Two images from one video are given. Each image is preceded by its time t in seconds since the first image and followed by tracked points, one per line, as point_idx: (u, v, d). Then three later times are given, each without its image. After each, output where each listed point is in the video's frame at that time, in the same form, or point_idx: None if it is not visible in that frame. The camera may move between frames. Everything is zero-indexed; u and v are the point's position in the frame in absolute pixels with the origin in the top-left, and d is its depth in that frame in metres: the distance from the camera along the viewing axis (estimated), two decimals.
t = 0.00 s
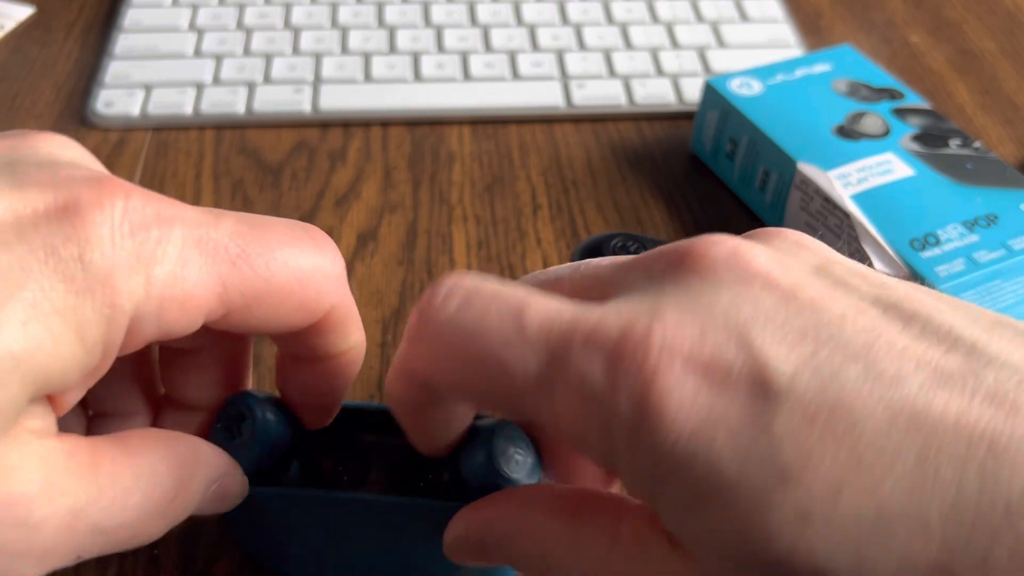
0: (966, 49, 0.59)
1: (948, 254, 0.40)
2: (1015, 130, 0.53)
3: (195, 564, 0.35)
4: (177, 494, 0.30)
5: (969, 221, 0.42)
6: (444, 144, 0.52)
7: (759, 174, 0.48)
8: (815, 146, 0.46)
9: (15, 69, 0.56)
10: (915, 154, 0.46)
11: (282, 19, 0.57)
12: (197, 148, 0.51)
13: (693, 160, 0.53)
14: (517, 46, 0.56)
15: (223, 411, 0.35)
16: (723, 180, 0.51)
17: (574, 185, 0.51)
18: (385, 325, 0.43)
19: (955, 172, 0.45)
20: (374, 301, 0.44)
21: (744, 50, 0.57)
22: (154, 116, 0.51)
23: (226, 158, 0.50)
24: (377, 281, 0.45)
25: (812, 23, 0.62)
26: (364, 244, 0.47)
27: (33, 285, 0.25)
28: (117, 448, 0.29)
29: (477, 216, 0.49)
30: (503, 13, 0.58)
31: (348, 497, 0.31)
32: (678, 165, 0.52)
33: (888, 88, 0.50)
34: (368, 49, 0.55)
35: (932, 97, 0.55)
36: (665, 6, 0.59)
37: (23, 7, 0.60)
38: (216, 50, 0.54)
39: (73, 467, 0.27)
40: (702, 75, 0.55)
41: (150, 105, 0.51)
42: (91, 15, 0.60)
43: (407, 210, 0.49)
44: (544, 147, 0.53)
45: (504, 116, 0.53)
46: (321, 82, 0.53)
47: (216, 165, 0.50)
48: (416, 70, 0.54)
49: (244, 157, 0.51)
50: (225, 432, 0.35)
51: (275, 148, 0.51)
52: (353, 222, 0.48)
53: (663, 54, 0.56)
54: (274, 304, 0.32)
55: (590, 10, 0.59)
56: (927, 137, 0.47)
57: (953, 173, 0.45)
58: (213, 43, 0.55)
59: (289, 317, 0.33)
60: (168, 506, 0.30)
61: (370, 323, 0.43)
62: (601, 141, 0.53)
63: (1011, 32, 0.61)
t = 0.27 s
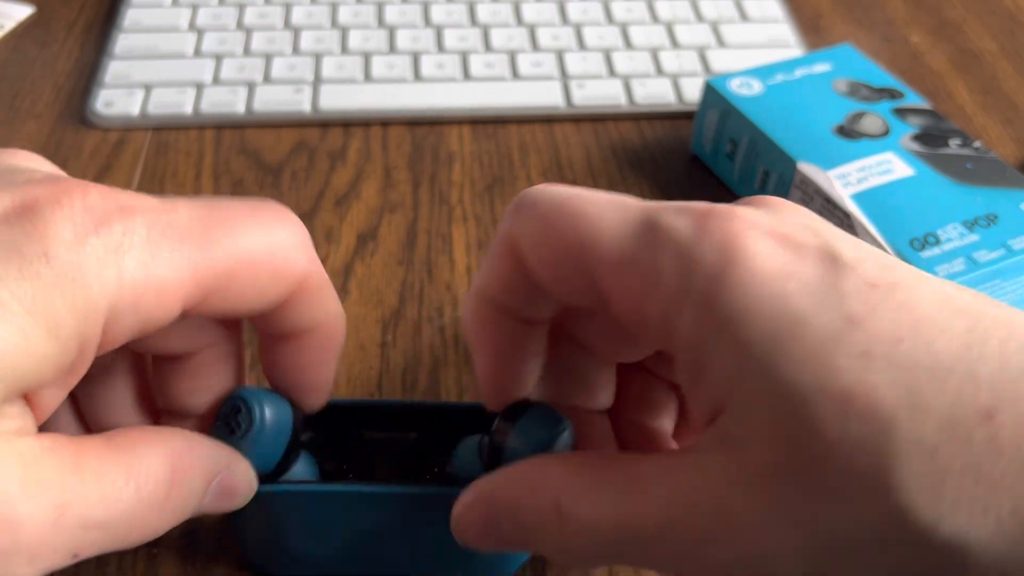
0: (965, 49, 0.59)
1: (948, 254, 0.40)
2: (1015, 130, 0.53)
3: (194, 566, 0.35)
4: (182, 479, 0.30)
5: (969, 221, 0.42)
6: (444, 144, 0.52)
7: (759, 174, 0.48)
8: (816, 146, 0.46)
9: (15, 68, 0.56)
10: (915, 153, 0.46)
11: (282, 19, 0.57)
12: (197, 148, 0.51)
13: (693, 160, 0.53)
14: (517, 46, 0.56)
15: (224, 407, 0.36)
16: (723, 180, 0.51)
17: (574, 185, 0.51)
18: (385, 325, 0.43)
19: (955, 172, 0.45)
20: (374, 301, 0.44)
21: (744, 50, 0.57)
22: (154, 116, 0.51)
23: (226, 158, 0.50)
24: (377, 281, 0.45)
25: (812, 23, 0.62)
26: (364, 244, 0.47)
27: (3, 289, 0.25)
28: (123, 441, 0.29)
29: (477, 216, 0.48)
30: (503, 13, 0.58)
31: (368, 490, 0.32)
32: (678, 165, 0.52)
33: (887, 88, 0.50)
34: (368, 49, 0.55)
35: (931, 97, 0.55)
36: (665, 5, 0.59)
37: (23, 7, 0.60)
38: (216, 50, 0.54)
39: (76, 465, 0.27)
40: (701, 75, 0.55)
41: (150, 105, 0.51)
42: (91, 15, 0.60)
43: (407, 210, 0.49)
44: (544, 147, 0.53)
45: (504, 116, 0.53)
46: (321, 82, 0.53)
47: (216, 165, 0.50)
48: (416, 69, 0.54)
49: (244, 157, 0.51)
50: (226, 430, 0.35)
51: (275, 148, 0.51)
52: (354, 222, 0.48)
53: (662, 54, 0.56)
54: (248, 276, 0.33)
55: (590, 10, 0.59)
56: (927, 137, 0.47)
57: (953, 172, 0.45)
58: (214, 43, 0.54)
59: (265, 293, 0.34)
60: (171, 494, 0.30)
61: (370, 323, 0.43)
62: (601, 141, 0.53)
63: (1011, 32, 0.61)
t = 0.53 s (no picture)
0: (965, 49, 0.59)
1: (947, 254, 0.40)
2: (1015, 130, 0.53)
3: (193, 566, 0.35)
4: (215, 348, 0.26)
5: (969, 221, 0.42)
6: (444, 144, 0.52)
7: (759, 175, 0.48)
8: (815, 146, 0.46)
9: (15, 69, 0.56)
10: (915, 154, 0.46)
11: (282, 19, 0.57)
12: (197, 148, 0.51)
13: (693, 160, 0.53)
14: (517, 46, 0.56)
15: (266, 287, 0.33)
16: (722, 181, 0.51)
17: (574, 185, 0.51)
18: (385, 324, 0.43)
19: (955, 172, 0.45)
20: (374, 300, 0.44)
21: (743, 50, 0.57)
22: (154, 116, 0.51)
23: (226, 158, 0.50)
24: (377, 281, 0.45)
25: (812, 23, 0.62)
26: (364, 243, 0.47)
27: None
28: (131, 319, 0.26)
29: (477, 216, 0.49)
30: (503, 13, 0.58)
31: (389, 492, 0.33)
32: (677, 165, 0.52)
33: (887, 89, 0.50)
34: (368, 49, 0.55)
35: (931, 97, 0.55)
36: (665, 6, 0.59)
37: (23, 8, 0.60)
38: (216, 50, 0.54)
39: (77, 343, 0.24)
40: (701, 75, 0.55)
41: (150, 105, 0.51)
42: (91, 15, 0.60)
43: (407, 210, 0.49)
44: (544, 147, 0.53)
45: (504, 116, 0.53)
46: (321, 82, 0.53)
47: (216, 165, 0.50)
48: (416, 70, 0.54)
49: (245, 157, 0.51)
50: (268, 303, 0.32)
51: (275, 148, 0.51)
52: (354, 222, 0.48)
53: (662, 55, 0.56)
54: (185, 163, 0.36)
55: (590, 10, 0.59)
56: (926, 137, 0.47)
57: (953, 173, 0.45)
58: (214, 42, 0.55)
59: (214, 165, 0.37)
60: (220, 370, 0.27)
61: (370, 323, 0.43)
62: (601, 141, 0.53)
63: (1011, 32, 0.61)
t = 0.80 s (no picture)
0: (965, 49, 0.59)
1: (948, 254, 0.40)
2: (1015, 130, 0.53)
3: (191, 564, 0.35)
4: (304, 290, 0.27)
5: (970, 221, 0.42)
6: (444, 144, 0.52)
7: (759, 174, 0.48)
8: (815, 145, 0.46)
9: (14, 69, 0.56)
10: (915, 153, 0.46)
11: (282, 19, 0.57)
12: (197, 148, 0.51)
13: (692, 160, 0.53)
14: (517, 46, 0.56)
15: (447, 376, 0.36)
16: (722, 180, 0.51)
17: (575, 185, 0.51)
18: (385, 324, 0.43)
19: (955, 172, 0.45)
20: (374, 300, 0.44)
21: (743, 50, 0.57)
22: (154, 116, 0.51)
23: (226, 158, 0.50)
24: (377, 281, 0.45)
25: (812, 23, 0.62)
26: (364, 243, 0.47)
27: None
28: (395, 419, 0.28)
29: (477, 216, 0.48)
30: (503, 13, 0.58)
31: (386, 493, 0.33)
32: (677, 165, 0.52)
33: (887, 88, 0.50)
34: (368, 49, 0.55)
35: (931, 96, 0.55)
36: (666, 5, 0.59)
37: (21, 7, 0.60)
38: (216, 50, 0.54)
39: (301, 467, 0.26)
40: (701, 75, 0.55)
41: (150, 104, 0.51)
42: (90, 15, 0.60)
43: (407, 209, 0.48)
44: (544, 147, 0.53)
45: (504, 116, 0.53)
46: (320, 82, 0.53)
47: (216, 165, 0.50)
48: (416, 70, 0.54)
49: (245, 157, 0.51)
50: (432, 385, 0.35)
51: (274, 148, 0.51)
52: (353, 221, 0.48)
53: (662, 54, 0.56)
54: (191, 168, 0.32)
55: (590, 10, 0.59)
56: (927, 137, 0.47)
57: (953, 172, 0.45)
58: (214, 42, 0.54)
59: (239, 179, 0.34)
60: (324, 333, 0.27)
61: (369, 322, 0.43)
62: (601, 141, 0.53)
63: (1011, 32, 0.61)
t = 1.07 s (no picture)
0: (966, 48, 0.59)
1: (949, 254, 0.40)
2: (1016, 129, 0.52)
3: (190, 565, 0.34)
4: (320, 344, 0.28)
5: (971, 220, 0.42)
6: (444, 143, 0.52)
7: (760, 174, 0.48)
8: (817, 145, 0.46)
9: (13, 68, 0.55)
10: (916, 153, 0.45)
11: (281, 18, 0.56)
12: (196, 148, 0.51)
13: (693, 159, 0.52)
14: (517, 45, 0.55)
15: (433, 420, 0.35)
16: (723, 180, 0.51)
17: (574, 185, 0.50)
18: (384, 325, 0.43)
19: (956, 172, 0.44)
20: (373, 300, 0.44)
21: (744, 49, 0.56)
22: (153, 116, 0.51)
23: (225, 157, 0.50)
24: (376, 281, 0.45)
25: (813, 22, 0.62)
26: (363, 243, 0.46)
27: None
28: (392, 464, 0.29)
29: (477, 216, 0.48)
30: (503, 12, 0.58)
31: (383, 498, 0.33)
32: (678, 164, 0.52)
33: (888, 87, 0.50)
34: (368, 48, 0.55)
35: (932, 95, 0.55)
36: (666, 5, 0.59)
37: (20, 6, 0.60)
38: (215, 49, 0.54)
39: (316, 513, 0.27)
40: (702, 74, 0.55)
41: (149, 104, 0.51)
42: (90, 14, 0.60)
43: (407, 209, 0.48)
44: (544, 147, 0.52)
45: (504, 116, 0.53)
46: (320, 82, 0.53)
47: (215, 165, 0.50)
48: (415, 69, 0.54)
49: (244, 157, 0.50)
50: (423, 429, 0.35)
51: (274, 148, 0.51)
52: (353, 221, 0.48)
53: (663, 53, 0.56)
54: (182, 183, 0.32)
55: (590, 10, 0.58)
56: (928, 136, 0.47)
57: (954, 172, 0.44)
58: (213, 41, 0.54)
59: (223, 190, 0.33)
60: (346, 383, 0.28)
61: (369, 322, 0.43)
62: (602, 141, 0.53)
63: (1013, 32, 0.61)
